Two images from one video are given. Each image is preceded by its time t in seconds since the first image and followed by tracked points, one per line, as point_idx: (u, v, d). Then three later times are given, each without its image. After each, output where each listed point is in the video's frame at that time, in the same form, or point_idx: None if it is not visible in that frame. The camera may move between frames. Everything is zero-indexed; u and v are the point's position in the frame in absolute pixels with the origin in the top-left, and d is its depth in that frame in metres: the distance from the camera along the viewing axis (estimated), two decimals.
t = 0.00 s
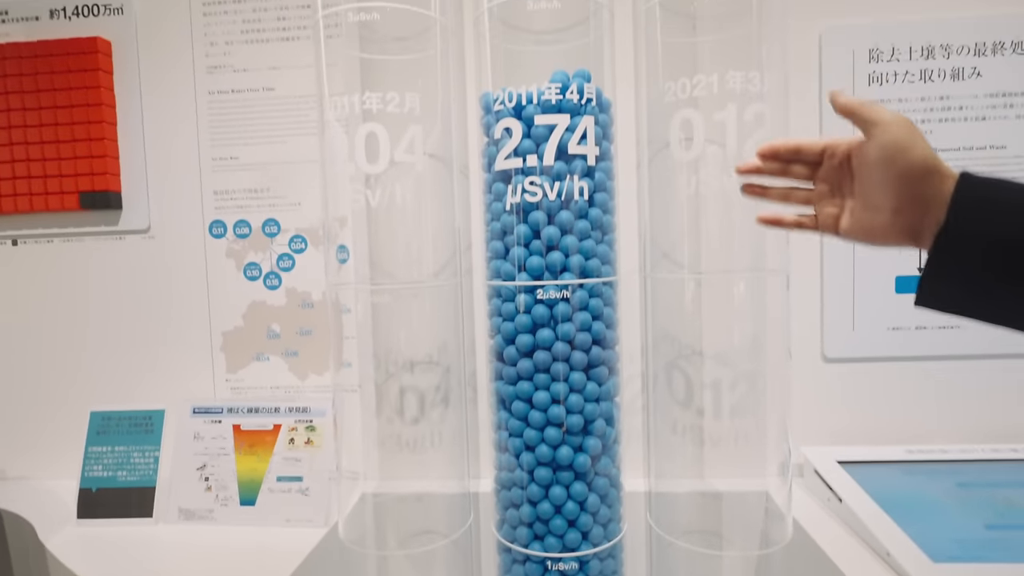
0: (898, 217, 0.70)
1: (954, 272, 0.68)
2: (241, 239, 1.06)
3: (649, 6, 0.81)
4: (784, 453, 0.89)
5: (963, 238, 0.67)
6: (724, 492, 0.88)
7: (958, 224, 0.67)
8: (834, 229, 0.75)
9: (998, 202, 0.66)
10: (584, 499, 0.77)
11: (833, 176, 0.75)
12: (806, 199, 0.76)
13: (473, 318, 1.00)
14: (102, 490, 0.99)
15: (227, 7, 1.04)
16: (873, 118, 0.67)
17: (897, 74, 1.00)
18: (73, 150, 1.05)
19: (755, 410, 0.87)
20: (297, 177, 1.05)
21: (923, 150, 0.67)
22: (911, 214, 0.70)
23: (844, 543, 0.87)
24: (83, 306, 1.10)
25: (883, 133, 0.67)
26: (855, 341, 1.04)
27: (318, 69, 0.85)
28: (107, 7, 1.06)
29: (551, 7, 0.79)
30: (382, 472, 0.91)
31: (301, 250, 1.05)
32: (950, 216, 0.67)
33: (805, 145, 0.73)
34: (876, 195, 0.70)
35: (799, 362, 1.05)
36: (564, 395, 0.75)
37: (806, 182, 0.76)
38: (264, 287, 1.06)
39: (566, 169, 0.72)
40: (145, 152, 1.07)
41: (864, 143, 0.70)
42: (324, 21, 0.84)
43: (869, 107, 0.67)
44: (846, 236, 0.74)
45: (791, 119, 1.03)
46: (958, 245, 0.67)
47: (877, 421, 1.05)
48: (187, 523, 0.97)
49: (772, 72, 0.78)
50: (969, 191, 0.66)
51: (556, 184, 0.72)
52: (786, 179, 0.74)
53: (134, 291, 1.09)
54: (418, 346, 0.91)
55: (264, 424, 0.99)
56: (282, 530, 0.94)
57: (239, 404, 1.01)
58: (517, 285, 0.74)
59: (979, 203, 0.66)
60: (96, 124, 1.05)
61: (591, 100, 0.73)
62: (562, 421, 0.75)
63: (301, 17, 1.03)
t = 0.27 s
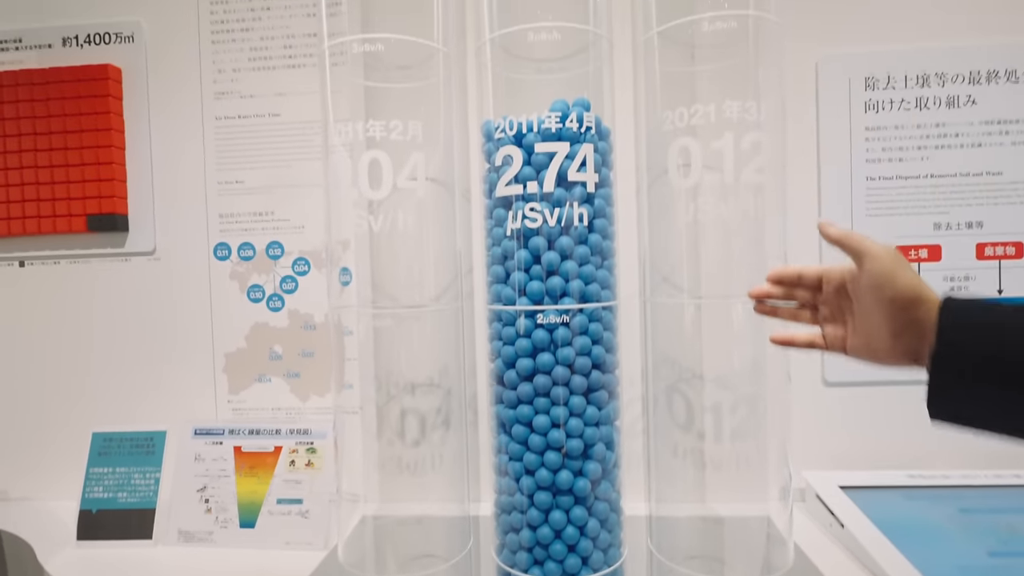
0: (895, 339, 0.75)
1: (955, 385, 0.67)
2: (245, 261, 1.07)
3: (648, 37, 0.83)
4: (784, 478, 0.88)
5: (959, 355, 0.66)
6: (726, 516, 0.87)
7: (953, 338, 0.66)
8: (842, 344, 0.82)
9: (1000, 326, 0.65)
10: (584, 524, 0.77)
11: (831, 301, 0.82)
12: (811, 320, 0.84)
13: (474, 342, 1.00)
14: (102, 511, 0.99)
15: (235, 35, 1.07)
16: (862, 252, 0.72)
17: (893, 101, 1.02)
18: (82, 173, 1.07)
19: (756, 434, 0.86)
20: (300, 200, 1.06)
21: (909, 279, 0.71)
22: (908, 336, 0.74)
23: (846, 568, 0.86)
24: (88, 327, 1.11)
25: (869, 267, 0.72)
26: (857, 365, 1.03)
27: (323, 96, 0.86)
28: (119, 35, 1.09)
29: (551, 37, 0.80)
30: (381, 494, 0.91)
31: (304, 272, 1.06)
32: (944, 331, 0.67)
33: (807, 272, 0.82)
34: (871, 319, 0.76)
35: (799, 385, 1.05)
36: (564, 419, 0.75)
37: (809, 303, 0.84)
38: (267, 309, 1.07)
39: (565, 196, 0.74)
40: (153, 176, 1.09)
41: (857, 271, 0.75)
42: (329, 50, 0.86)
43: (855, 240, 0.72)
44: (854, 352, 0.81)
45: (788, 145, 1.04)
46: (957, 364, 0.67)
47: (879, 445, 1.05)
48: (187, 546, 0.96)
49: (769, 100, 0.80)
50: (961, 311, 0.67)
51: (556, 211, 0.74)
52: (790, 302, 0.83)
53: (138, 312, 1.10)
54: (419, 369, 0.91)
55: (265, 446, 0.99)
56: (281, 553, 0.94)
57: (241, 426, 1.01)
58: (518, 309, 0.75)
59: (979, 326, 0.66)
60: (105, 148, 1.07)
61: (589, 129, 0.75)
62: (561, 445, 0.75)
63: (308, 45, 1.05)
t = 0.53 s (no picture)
0: (918, 390, 0.75)
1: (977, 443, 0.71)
2: (248, 275, 1.09)
3: (647, 59, 0.85)
4: (783, 495, 0.87)
5: (979, 412, 0.70)
6: (727, 533, 0.86)
7: (971, 398, 0.70)
8: (861, 393, 0.82)
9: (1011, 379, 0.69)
10: (583, 540, 0.77)
11: (851, 346, 0.83)
12: (830, 369, 0.85)
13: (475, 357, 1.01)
14: (103, 525, 1.00)
15: (242, 54, 1.09)
16: (880, 299, 0.72)
17: (889, 121, 1.03)
18: (89, 189, 1.08)
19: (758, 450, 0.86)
20: (304, 216, 1.08)
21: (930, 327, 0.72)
22: (930, 387, 0.74)
23: None
24: (92, 341, 1.12)
25: (889, 314, 0.73)
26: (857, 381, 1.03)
27: (328, 114, 0.88)
28: (128, 54, 1.11)
29: (552, 59, 0.82)
30: (382, 507, 0.91)
31: (307, 287, 1.07)
32: (962, 389, 0.71)
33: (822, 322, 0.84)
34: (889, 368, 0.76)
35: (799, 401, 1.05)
36: (564, 435, 0.76)
37: (829, 353, 0.85)
38: (270, 323, 1.08)
39: (565, 214, 0.75)
40: (159, 192, 1.11)
41: (877, 320, 0.76)
42: (334, 69, 0.87)
43: (874, 287, 0.72)
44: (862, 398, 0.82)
45: (786, 163, 1.05)
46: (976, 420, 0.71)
47: (880, 462, 1.05)
48: (187, 560, 0.97)
49: (766, 121, 0.81)
50: (977, 365, 0.71)
51: (556, 228, 0.75)
52: (808, 352, 0.85)
53: (142, 326, 1.11)
54: (420, 384, 0.92)
55: (266, 460, 0.99)
56: (281, 567, 0.94)
57: (243, 440, 1.01)
58: (518, 325, 0.76)
59: (991, 379, 0.70)
60: (112, 164, 1.08)
61: (589, 148, 0.77)
62: (561, 461, 0.76)
63: (313, 64, 1.07)
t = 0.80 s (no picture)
0: (941, 422, 0.77)
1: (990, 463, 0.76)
2: (251, 283, 1.10)
3: (647, 71, 0.86)
4: (781, 504, 0.88)
5: (993, 437, 0.74)
6: (728, 543, 0.86)
7: (987, 424, 0.74)
8: (878, 439, 0.82)
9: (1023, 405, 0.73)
10: (582, 548, 0.78)
11: (853, 394, 0.84)
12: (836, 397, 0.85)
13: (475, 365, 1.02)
14: (105, 530, 1.00)
15: (247, 64, 1.10)
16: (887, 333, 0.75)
17: (888, 133, 1.04)
18: (95, 197, 1.10)
19: (757, 460, 0.86)
20: (307, 225, 1.09)
21: (940, 359, 0.75)
22: (952, 419, 0.77)
23: None
24: (97, 347, 1.13)
25: (898, 348, 0.75)
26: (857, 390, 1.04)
27: (331, 124, 0.89)
28: (135, 64, 1.12)
29: (552, 71, 0.83)
30: (382, 514, 0.91)
31: (310, 295, 1.08)
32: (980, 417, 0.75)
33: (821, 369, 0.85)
34: (910, 407, 0.78)
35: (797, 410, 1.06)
36: (563, 443, 0.76)
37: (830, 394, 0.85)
38: (272, 330, 1.09)
39: (564, 224, 0.76)
40: (164, 200, 1.12)
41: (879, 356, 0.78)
42: (338, 80, 0.89)
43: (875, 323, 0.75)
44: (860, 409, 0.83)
45: (785, 174, 1.06)
46: (990, 444, 0.75)
47: (879, 472, 1.06)
48: (188, 565, 0.97)
49: (764, 133, 0.82)
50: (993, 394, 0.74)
51: (556, 238, 0.76)
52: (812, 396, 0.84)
53: (146, 333, 1.12)
54: (420, 391, 0.92)
55: (267, 466, 1.00)
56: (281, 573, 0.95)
57: (244, 446, 1.02)
58: (518, 335, 0.77)
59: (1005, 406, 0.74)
60: (118, 172, 1.09)
61: (588, 159, 0.78)
62: (560, 469, 0.76)
63: (317, 75, 1.08)
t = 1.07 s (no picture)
0: (928, 469, 0.77)
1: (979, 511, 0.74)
2: (254, 285, 1.11)
3: (646, 78, 0.87)
4: (777, 507, 0.88)
5: (978, 482, 0.74)
6: (726, 546, 0.86)
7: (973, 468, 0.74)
8: (868, 484, 0.82)
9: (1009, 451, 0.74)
10: (579, 550, 0.78)
11: (842, 436, 0.84)
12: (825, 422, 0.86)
13: (475, 367, 1.02)
14: (107, 529, 1.01)
15: (251, 68, 1.11)
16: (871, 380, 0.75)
17: (886, 139, 1.05)
18: (100, 199, 1.11)
19: (754, 464, 0.86)
20: (309, 228, 1.10)
21: (925, 407, 0.75)
22: (940, 465, 0.76)
23: None
24: (100, 347, 1.14)
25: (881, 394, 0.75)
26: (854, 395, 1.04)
27: (334, 128, 0.90)
28: (140, 67, 1.13)
29: (552, 78, 0.84)
30: (382, 515, 0.91)
31: (311, 297, 1.09)
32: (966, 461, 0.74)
33: (810, 412, 0.84)
34: (894, 451, 0.78)
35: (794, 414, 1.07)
36: (561, 447, 0.77)
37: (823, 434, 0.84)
38: (274, 332, 1.10)
39: (564, 229, 0.77)
40: (168, 202, 1.13)
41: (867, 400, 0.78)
42: (342, 86, 0.90)
43: (860, 369, 0.75)
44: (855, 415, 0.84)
45: (783, 180, 1.07)
46: (980, 492, 0.74)
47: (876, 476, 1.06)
48: (189, 565, 0.98)
49: (761, 140, 0.83)
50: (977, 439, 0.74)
51: (555, 243, 0.77)
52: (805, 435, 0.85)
53: (149, 334, 1.13)
54: (420, 394, 0.93)
55: (267, 467, 1.01)
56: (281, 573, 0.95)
57: (245, 447, 1.03)
58: (517, 338, 0.78)
59: (993, 449, 0.74)
60: (123, 175, 1.10)
61: (588, 165, 0.79)
62: (558, 472, 0.77)
63: (320, 79, 1.09)
